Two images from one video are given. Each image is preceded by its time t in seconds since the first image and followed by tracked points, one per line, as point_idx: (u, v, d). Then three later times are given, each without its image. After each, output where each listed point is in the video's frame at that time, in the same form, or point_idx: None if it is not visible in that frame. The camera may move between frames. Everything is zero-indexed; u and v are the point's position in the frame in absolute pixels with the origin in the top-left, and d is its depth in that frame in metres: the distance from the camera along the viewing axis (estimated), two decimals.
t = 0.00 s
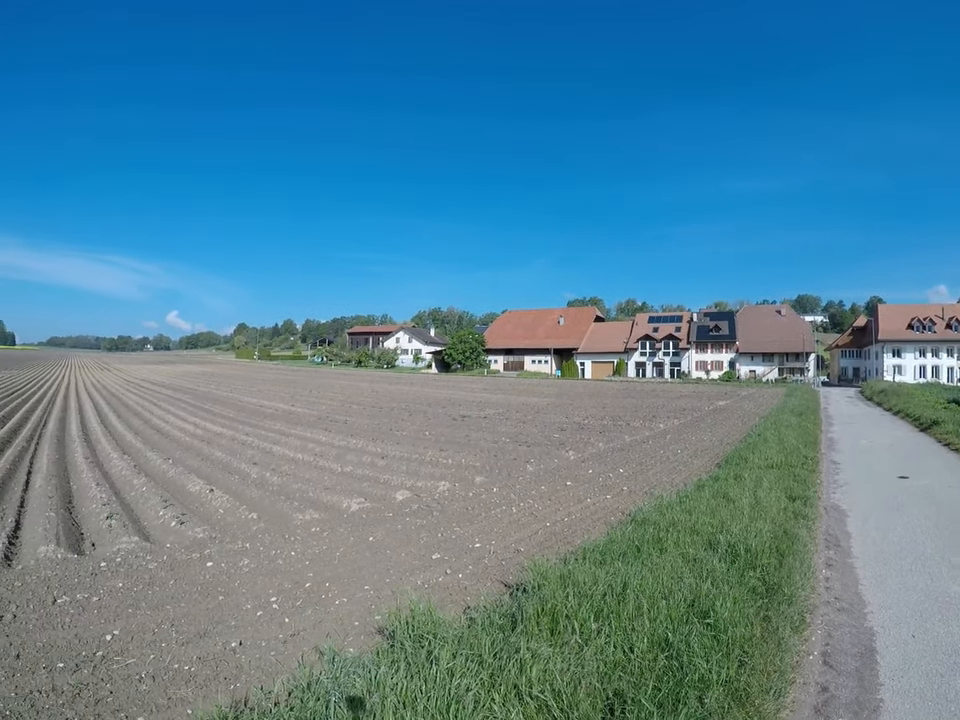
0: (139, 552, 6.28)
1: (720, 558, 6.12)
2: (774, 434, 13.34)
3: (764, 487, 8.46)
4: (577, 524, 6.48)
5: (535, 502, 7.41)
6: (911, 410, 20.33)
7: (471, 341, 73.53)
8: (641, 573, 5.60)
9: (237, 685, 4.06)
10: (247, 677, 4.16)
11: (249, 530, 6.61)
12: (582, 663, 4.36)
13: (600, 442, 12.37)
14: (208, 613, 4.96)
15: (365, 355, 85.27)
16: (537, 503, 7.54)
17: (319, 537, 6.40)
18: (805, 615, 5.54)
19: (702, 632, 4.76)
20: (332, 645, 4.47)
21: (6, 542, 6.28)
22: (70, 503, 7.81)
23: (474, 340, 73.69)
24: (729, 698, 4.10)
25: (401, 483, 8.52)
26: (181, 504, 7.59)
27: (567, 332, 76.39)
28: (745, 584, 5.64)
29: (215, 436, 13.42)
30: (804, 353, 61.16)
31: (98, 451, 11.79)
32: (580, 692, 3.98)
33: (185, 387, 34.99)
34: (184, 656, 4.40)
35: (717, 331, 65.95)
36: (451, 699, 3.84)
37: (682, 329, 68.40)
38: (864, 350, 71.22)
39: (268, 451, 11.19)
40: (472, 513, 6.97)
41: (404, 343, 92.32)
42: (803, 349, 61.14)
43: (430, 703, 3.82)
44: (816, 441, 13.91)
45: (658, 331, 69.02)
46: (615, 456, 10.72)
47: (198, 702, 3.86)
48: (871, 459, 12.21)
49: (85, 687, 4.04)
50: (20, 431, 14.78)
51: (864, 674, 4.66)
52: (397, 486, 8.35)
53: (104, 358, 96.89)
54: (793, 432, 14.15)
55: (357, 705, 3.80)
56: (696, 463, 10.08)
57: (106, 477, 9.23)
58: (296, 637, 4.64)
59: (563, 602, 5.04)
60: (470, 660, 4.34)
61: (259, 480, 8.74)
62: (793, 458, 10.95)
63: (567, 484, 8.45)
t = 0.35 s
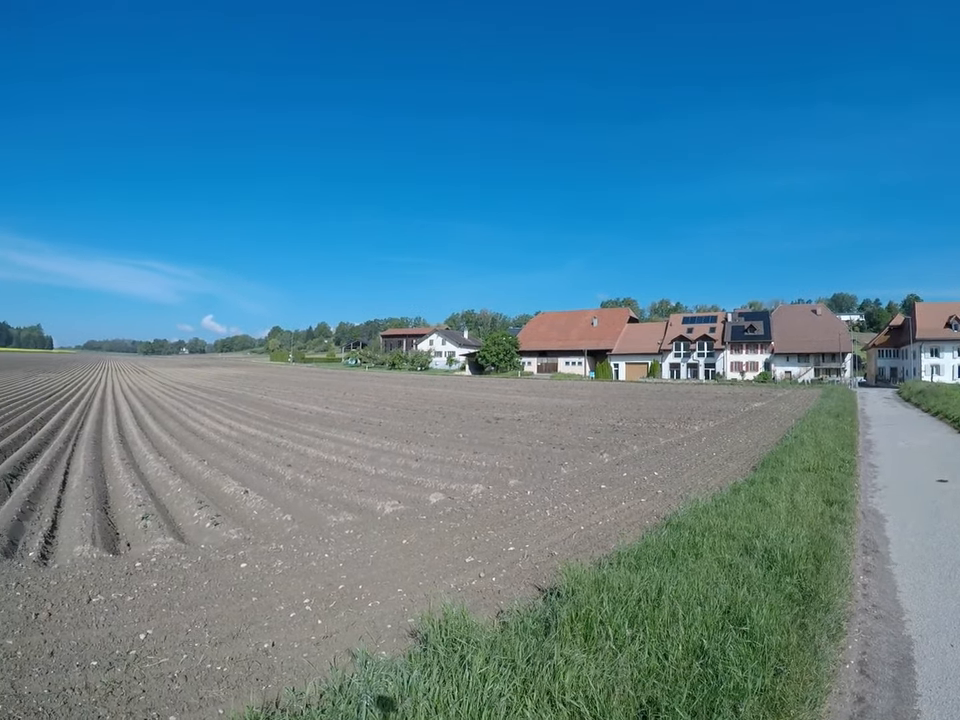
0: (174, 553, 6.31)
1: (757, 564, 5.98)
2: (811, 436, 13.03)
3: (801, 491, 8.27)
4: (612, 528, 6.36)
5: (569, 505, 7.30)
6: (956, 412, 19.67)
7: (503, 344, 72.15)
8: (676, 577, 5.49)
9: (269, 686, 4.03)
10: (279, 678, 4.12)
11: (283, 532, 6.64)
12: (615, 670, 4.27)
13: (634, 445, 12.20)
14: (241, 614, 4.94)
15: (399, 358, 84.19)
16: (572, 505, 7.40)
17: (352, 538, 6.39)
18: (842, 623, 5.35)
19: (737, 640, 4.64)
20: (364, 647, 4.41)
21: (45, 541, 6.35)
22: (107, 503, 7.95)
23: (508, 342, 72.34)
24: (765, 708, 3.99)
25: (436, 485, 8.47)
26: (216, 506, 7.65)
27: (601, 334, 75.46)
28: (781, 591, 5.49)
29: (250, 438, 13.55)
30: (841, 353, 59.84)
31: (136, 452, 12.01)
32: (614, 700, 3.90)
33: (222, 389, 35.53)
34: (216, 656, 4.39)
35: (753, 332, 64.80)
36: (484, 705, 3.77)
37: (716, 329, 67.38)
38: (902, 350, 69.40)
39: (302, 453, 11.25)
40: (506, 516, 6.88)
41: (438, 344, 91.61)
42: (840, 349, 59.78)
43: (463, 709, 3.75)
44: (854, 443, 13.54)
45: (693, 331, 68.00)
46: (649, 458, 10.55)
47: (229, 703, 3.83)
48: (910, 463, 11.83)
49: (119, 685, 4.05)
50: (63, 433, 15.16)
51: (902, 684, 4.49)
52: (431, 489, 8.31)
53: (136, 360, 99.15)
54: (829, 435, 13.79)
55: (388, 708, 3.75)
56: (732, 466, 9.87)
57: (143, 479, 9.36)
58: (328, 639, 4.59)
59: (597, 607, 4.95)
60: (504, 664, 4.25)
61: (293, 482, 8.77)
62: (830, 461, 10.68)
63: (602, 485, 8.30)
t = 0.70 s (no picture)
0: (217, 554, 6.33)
1: (803, 570, 5.81)
2: (858, 439, 12.63)
3: (848, 495, 8.01)
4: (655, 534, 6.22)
5: (612, 507, 7.10)
6: None
7: (545, 345, 70.21)
8: (722, 583, 5.35)
9: (310, 687, 3.97)
10: (320, 679, 4.06)
11: (326, 534, 6.62)
12: (660, 678, 4.16)
13: (677, 448, 11.95)
14: (283, 614, 4.84)
15: (439, 360, 81.55)
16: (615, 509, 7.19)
17: (395, 541, 6.37)
18: (890, 633, 5.09)
19: (783, 648, 4.50)
20: (406, 651, 4.34)
21: (92, 541, 6.44)
22: (152, 505, 8.09)
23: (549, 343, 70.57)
24: None
25: (477, 488, 8.41)
26: (259, 508, 7.70)
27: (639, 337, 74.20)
28: (828, 598, 5.31)
29: (292, 441, 13.69)
30: (886, 352, 58.01)
31: (181, 455, 12.24)
32: (658, 707, 3.82)
33: (265, 393, 36.04)
34: (258, 655, 4.32)
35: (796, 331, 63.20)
36: (527, 711, 3.69)
37: (759, 329, 66.01)
38: (951, 349, 66.92)
39: (344, 456, 11.31)
40: (548, 520, 6.71)
41: (479, 348, 92.66)
42: (885, 349, 57.93)
43: (506, 714, 3.67)
44: (903, 447, 13.05)
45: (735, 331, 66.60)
46: (693, 461, 10.31)
47: (270, 703, 3.76)
48: None
49: (161, 682, 4.01)
50: (112, 437, 15.59)
51: (952, 699, 4.24)
52: (472, 492, 8.24)
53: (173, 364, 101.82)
54: (877, 438, 13.33)
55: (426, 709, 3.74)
56: (776, 470, 9.60)
57: (187, 481, 9.54)
58: (370, 641, 4.51)
59: (642, 613, 4.84)
60: (547, 670, 4.20)
61: (335, 485, 8.80)
62: (878, 465, 10.33)
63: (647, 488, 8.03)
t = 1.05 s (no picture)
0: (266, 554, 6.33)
1: (856, 576, 5.61)
2: (910, 440, 12.21)
3: (899, 499, 7.74)
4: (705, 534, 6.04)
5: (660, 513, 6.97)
6: None
7: (589, 345, 68.53)
8: (773, 589, 5.21)
9: (358, 687, 3.92)
10: (367, 680, 3.99)
11: (373, 535, 6.53)
12: (712, 684, 4.07)
13: (724, 450, 11.62)
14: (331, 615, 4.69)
15: (483, 362, 80.43)
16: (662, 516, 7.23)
17: (442, 542, 6.20)
18: (946, 643, 4.74)
19: (837, 656, 4.34)
20: (456, 653, 4.27)
21: (143, 542, 6.52)
22: (201, 506, 8.23)
23: (592, 344, 68.95)
24: None
25: (524, 490, 8.25)
26: (306, 510, 7.73)
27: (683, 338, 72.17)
28: (881, 605, 5.10)
29: (337, 444, 13.73)
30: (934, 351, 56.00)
31: (228, 459, 12.43)
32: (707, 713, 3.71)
33: (310, 397, 36.30)
34: (306, 655, 4.28)
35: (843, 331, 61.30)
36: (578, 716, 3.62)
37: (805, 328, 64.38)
38: None
39: (390, 458, 11.27)
40: (596, 522, 6.51)
41: (522, 348, 92.32)
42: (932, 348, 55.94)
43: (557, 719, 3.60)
44: None
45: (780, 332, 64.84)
46: (741, 462, 9.98)
47: (319, 703, 3.73)
48: None
49: (210, 680, 3.98)
50: (161, 440, 15.96)
51: None
52: (519, 494, 8.09)
53: (211, 370, 104.09)
54: (932, 439, 12.80)
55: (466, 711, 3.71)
56: (825, 472, 9.30)
57: (235, 483, 9.72)
58: (417, 643, 4.43)
59: (692, 619, 4.73)
60: (598, 674, 4.13)
61: (382, 487, 8.79)
62: (932, 467, 9.92)
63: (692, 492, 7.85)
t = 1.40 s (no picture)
0: (323, 554, 6.34)
1: (920, 581, 5.36)
2: None
3: None
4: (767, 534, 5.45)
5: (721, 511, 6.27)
6: None
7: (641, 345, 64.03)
8: (834, 596, 5.02)
9: (415, 688, 3.81)
10: (423, 681, 3.88)
11: (429, 537, 6.42)
12: (774, 692, 3.94)
13: (783, 449, 11.05)
14: (388, 615, 4.59)
15: (537, 364, 74.74)
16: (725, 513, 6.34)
17: (499, 545, 5.87)
18: None
19: (902, 663, 4.13)
20: (514, 658, 4.09)
21: (203, 542, 6.62)
22: (259, 508, 8.37)
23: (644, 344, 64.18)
24: None
25: (580, 491, 7.93)
26: (361, 511, 7.74)
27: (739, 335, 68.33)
28: (948, 610, 4.83)
29: (392, 447, 13.64)
30: None
31: (283, 461, 12.62)
32: None
33: (363, 400, 36.24)
34: (364, 656, 4.17)
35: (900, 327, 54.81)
36: None
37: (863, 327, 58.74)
38: None
39: (444, 459, 11.10)
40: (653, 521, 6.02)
41: (574, 349, 88.95)
42: None
43: None
44: None
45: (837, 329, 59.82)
46: (801, 464, 9.46)
47: (378, 703, 3.62)
48: None
49: (267, 678, 3.91)
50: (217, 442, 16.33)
51: None
52: (575, 495, 7.77)
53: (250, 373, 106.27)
54: None
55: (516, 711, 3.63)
56: (888, 475, 8.87)
57: (292, 483, 9.90)
58: (475, 644, 4.30)
59: (754, 625, 4.59)
60: (659, 679, 4.02)
61: (436, 488, 8.69)
62: None
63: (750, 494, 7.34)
